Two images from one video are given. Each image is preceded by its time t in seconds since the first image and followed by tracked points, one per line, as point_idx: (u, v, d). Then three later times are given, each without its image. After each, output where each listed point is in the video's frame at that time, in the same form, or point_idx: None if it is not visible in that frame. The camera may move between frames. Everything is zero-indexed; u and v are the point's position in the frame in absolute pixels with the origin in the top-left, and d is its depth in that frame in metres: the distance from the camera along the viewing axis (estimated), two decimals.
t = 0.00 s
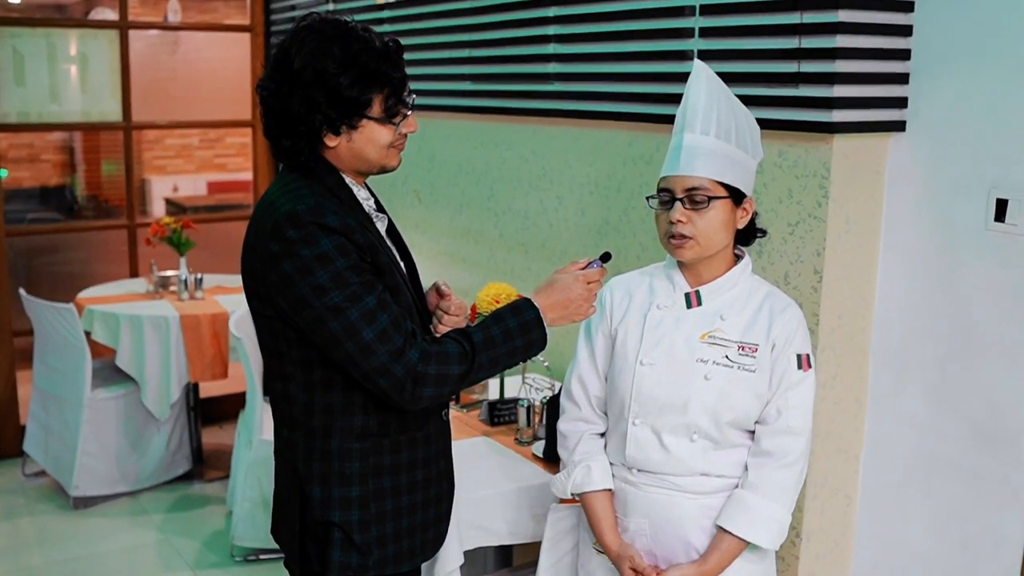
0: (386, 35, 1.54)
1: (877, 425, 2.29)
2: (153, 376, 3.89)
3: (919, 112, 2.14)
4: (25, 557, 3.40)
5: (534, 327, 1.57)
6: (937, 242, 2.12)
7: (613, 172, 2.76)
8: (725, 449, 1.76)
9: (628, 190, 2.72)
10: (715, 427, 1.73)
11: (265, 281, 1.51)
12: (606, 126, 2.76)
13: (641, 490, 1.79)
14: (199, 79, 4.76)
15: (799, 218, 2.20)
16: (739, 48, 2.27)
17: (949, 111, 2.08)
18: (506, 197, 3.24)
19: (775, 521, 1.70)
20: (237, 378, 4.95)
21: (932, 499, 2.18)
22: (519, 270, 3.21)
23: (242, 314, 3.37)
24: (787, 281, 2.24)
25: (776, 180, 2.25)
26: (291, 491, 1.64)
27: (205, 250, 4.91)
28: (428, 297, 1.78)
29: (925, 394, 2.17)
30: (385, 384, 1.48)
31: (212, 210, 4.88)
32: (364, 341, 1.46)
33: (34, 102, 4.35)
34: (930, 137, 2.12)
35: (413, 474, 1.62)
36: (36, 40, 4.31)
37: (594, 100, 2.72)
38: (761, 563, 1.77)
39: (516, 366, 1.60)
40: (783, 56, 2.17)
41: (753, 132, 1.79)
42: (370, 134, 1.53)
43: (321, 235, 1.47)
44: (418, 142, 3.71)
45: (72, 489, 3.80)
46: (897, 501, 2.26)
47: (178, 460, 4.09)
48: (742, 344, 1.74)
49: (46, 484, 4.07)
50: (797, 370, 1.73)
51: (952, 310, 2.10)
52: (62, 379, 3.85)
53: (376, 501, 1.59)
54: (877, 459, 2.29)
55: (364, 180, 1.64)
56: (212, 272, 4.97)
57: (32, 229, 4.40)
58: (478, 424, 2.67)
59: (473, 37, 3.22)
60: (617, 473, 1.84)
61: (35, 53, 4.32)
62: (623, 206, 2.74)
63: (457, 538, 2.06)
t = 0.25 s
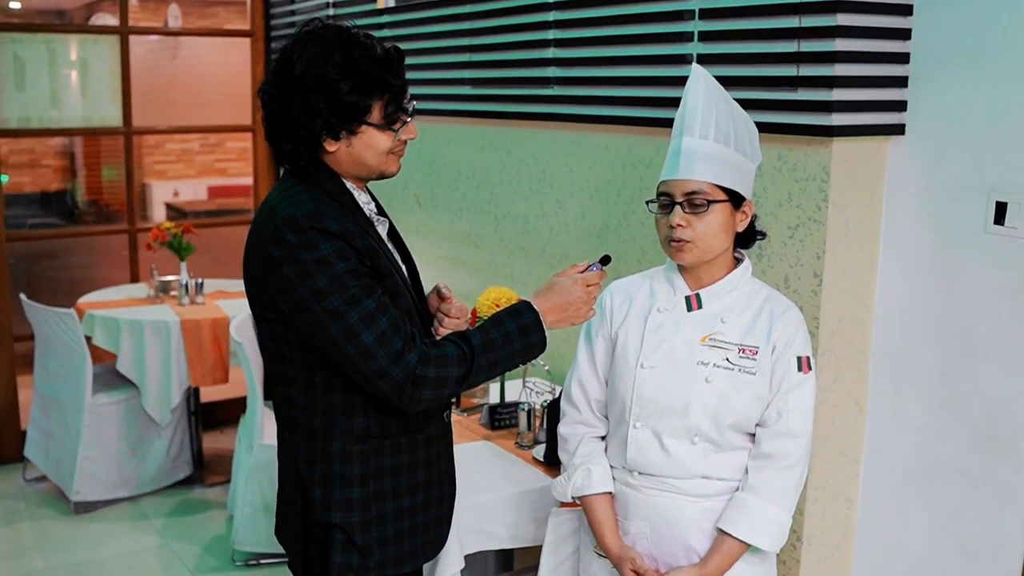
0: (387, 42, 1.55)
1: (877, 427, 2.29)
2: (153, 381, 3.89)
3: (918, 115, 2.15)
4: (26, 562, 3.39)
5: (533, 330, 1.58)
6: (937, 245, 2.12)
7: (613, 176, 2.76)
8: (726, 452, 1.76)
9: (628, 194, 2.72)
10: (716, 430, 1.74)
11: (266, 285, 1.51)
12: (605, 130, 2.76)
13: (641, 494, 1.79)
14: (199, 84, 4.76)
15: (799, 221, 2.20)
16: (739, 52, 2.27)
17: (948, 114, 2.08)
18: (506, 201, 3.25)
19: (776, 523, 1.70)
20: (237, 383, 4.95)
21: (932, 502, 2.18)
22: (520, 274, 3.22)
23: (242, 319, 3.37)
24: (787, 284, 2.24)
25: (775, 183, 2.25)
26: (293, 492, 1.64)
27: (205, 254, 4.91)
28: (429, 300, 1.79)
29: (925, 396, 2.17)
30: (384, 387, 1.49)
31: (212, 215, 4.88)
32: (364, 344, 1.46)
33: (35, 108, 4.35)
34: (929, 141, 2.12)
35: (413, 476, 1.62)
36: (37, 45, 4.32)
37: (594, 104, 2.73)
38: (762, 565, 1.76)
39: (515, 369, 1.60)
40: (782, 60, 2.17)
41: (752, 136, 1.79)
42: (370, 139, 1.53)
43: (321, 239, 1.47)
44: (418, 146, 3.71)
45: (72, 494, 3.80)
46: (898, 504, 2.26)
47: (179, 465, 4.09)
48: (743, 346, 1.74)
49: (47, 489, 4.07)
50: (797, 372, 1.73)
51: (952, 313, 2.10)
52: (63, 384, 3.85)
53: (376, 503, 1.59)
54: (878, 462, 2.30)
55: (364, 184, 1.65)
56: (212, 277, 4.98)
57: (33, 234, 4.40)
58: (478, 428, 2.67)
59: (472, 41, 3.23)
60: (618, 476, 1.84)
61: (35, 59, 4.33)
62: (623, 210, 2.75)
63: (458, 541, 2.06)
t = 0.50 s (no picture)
0: (388, 48, 1.55)
1: (878, 429, 2.28)
2: (154, 384, 3.88)
3: (918, 117, 2.15)
4: (26, 565, 3.39)
5: (532, 332, 1.57)
6: (938, 247, 2.12)
7: (613, 178, 2.76)
8: (727, 454, 1.76)
9: (628, 196, 2.72)
10: (717, 432, 1.73)
11: (267, 288, 1.51)
12: (606, 133, 2.76)
13: (642, 495, 1.79)
14: (199, 87, 4.77)
15: (799, 223, 2.20)
16: (739, 54, 2.27)
17: (949, 116, 2.08)
18: (507, 204, 3.25)
19: (776, 524, 1.70)
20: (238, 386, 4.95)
21: (934, 503, 2.17)
22: (520, 276, 3.22)
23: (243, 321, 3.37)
24: (787, 287, 2.24)
25: (776, 186, 2.25)
26: (294, 493, 1.64)
27: (206, 257, 4.91)
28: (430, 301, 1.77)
29: (926, 398, 2.17)
30: (384, 389, 1.49)
31: (213, 217, 4.88)
32: (363, 347, 1.46)
33: (36, 111, 4.35)
34: (929, 143, 2.12)
35: (414, 477, 1.62)
36: (37, 48, 4.32)
37: (594, 106, 2.73)
38: (762, 567, 1.76)
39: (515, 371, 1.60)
40: (783, 62, 2.17)
41: (753, 139, 1.79)
42: (371, 144, 1.53)
43: (320, 243, 1.47)
44: (419, 148, 3.71)
45: (73, 497, 3.80)
46: (899, 506, 2.26)
47: (179, 467, 4.09)
48: (743, 348, 1.74)
49: (47, 492, 4.07)
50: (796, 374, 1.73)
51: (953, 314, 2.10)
52: (63, 387, 3.85)
53: (377, 503, 1.59)
54: (879, 463, 2.29)
55: (365, 187, 1.65)
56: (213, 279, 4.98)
57: (33, 236, 4.40)
58: (479, 430, 2.67)
59: (473, 44, 3.23)
60: (618, 478, 1.84)
61: (36, 62, 4.33)
62: (623, 212, 2.74)
63: (458, 543, 2.06)
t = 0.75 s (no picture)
0: (387, 49, 1.55)
1: (878, 429, 2.28)
2: (153, 385, 3.88)
3: (917, 117, 2.15)
4: (25, 566, 3.39)
5: (531, 332, 1.57)
6: (937, 247, 2.12)
7: (612, 179, 2.76)
8: (725, 453, 1.76)
9: (627, 197, 2.72)
10: (715, 432, 1.73)
11: (266, 288, 1.51)
12: (605, 133, 2.76)
13: (641, 495, 1.79)
14: (199, 88, 4.77)
15: (798, 224, 2.20)
16: (738, 54, 2.27)
17: (948, 116, 2.08)
18: (506, 204, 3.25)
19: (776, 524, 1.69)
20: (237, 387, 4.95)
21: (933, 503, 2.17)
22: (520, 277, 3.22)
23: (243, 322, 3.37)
24: (787, 287, 2.24)
25: (775, 186, 2.25)
26: (294, 493, 1.64)
27: (206, 258, 4.91)
28: (430, 302, 1.77)
29: (925, 398, 2.17)
30: (382, 389, 1.49)
31: (212, 218, 4.89)
32: (362, 347, 1.46)
33: (35, 112, 4.35)
34: (929, 143, 2.12)
35: (413, 477, 1.62)
36: (37, 50, 4.32)
37: (594, 107, 2.73)
38: (762, 566, 1.76)
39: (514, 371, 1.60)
40: (782, 62, 2.17)
41: (749, 140, 1.79)
42: (369, 144, 1.53)
43: (319, 243, 1.47)
44: (418, 149, 3.71)
45: (73, 498, 3.79)
46: (899, 506, 2.26)
47: (179, 468, 4.09)
48: (741, 347, 1.74)
49: (47, 493, 4.07)
50: (794, 372, 1.72)
51: (952, 314, 2.10)
52: (63, 388, 3.85)
53: (377, 503, 1.59)
54: (878, 463, 2.29)
55: (365, 188, 1.65)
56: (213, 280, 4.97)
57: (33, 237, 4.40)
58: (478, 431, 2.67)
59: (472, 44, 3.23)
60: (618, 478, 1.84)
61: (36, 63, 4.33)
62: (623, 213, 2.75)
63: (458, 544, 2.05)
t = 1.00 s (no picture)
0: (388, 49, 1.54)
1: (877, 430, 2.28)
2: (152, 385, 3.88)
3: (917, 119, 2.15)
4: (23, 567, 3.39)
5: (530, 332, 1.57)
6: (936, 249, 2.12)
7: (611, 180, 2.76)
8: (724, 454, 1.76)
9: (626, 198, 2.72)
10: (714, 432, 1.73)
11: (266, 288, 1.51)
12: (604, 134, 2.76)
13: (640, 496, 1.79)
14: (198, 88, 4.77)
15: (797, 225, 2.20)
16: (738, 56, 2.27)
17: (947, 117, 2.08)
18: (505, 205, 3.25)
19: (775, 524, 1.69)
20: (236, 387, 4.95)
21: (932, 504, 2.17)
22: (519, 277, 3.22)
23: (241, 322, 3.36)
24: (786, 288, 2.24)
25: (774, 187, 2.25)
26: (293, 493, 1.64)
27: (204, 258, 4.91)
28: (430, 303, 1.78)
29: (924, 399, 2.17)
30: (382, 388, 1.48)
31: (211, 218, 4.88)
32: (361, 346, 1.46)
33: (34, 112, 4.35)
34: (928, 144, 2.12)
35: (412, 477, 1.62)
36: (36, 50, 4.31)
37: (593, 108, 2.73)
38: (761, 566, 1.76)
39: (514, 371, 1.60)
40: (781, 63, 2.17)
41: (744, 141, 1.79)
42: (369, 144, 1.53)
43: (319, 242, 1.47)
44: (417, 150, 3.71)
45: (71, 498, 3.79)
46: (897, 506, 2.26)
47: (178, 469, 4.09)
48: (739, 348, 1.74)
49: (45, 493, 4.07)
50: (792, 373, 1.73)
51: (950, 315, 2.10)
52: (62, 388, 3.84)
53: (376, 503, 1.59)
54: (877, 464, 2.29)
55: (365, 189, 1.65)
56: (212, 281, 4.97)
57: (32, 237, 4.40)
58: (477, 432, 2.67)
59: (471, 45, 3.23)
60: (616, 479, 1.84)
61: (35, 63, 4.32)
62: (622, 214, 2.75)
63: (456, 545, 2.05)
